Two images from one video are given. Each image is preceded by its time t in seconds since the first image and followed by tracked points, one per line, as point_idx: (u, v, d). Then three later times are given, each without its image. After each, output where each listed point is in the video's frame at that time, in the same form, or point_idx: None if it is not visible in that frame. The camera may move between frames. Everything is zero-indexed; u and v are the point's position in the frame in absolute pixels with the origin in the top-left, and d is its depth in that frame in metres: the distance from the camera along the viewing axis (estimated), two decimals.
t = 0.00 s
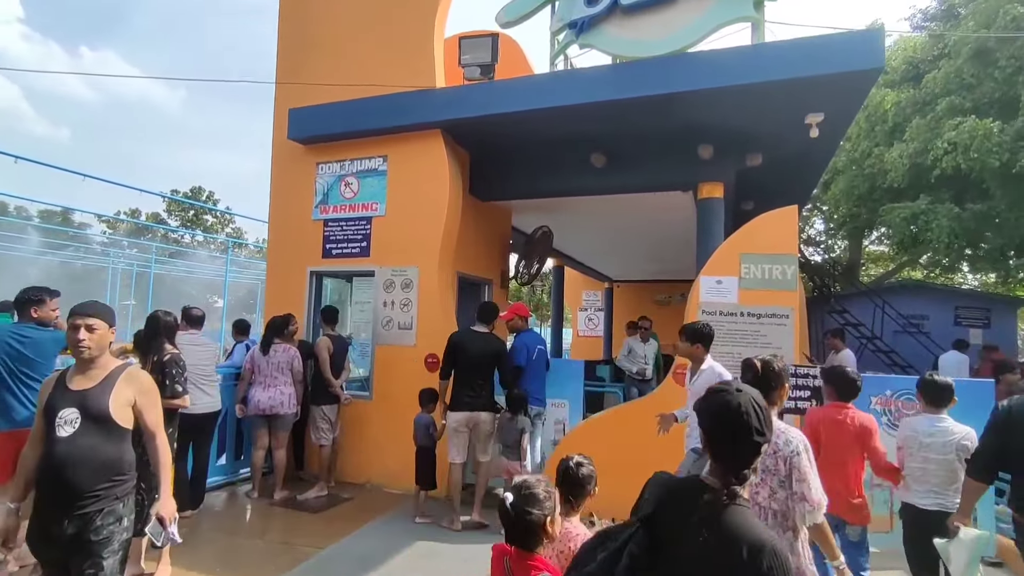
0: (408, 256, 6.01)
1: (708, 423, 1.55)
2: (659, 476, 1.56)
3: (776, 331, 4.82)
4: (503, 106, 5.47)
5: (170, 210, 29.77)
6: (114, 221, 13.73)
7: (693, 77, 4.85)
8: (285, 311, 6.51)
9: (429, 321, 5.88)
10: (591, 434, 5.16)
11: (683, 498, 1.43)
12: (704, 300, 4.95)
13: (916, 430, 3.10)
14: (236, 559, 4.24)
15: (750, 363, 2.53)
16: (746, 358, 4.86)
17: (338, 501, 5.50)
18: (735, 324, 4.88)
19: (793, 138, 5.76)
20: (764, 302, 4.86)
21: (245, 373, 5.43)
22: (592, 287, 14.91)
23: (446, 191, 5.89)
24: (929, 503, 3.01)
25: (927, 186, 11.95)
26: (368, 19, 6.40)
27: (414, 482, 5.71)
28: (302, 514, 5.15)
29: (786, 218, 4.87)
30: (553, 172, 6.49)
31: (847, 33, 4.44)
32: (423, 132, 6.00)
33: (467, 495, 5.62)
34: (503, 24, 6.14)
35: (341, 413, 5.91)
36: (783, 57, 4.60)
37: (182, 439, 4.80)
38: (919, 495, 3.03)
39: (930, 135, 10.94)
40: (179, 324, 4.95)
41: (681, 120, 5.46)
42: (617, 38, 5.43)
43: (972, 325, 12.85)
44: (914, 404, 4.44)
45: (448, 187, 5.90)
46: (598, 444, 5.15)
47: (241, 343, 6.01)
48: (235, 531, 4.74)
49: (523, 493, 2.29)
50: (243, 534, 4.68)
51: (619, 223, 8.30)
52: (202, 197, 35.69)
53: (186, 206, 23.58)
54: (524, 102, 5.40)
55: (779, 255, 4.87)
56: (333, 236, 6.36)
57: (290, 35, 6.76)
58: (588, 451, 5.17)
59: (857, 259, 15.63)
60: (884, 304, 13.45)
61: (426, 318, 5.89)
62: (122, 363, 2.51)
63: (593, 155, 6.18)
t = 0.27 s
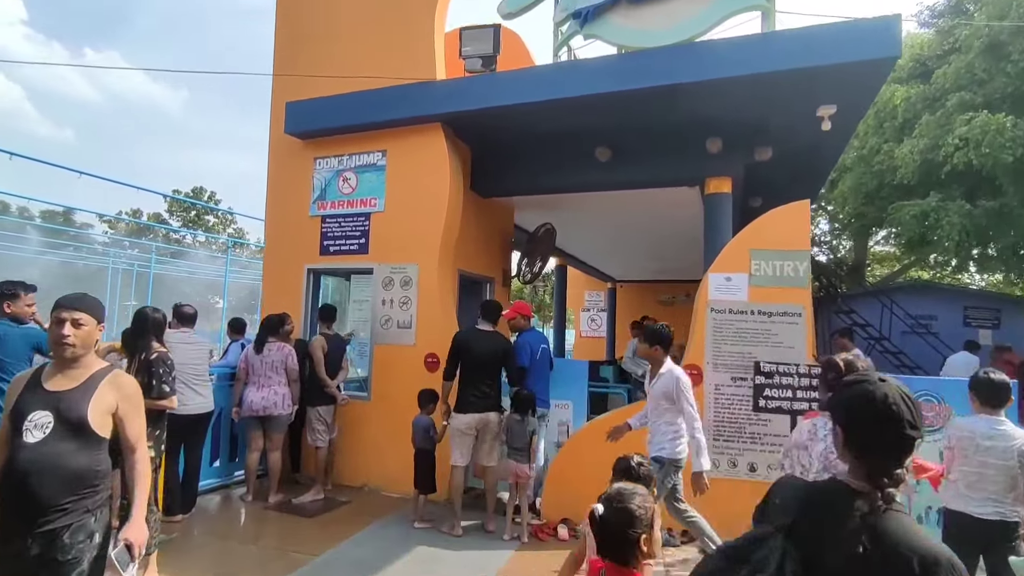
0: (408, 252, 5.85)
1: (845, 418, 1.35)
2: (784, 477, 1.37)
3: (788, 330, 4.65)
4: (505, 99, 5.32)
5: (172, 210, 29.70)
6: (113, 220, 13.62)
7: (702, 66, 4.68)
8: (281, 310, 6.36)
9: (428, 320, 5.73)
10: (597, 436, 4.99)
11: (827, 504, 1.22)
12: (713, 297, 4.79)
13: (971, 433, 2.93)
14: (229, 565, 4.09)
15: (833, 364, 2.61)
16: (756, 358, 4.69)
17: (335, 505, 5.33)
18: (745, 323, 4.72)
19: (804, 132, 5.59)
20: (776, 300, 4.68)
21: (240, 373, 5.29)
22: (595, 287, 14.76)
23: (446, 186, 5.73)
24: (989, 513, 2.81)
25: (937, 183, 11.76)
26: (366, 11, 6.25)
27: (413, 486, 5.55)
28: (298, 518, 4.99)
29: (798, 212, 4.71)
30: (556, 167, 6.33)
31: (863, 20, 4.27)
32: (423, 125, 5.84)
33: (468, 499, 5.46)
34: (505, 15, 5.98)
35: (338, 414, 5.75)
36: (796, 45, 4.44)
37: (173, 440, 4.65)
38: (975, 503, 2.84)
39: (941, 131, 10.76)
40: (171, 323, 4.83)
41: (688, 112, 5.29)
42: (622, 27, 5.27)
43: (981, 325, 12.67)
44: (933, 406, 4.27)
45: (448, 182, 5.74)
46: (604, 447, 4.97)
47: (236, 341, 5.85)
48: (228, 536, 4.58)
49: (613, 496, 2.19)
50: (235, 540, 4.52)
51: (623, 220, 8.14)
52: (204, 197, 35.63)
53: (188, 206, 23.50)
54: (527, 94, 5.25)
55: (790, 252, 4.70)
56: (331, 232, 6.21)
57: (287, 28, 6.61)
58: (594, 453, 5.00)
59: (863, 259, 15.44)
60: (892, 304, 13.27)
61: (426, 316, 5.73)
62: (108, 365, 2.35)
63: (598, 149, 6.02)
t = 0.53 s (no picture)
0: (411, 254, 5.66)
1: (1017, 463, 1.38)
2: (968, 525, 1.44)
3: (809, 335, 4.43)
4: (513, 94, 5.12)
5: (178, 212, 29.73)
6: (117, 222, 13.52)
7: (719, 59, 4.47)
8: (282, 312, 6.19)
9: (432, 323, 5.53)
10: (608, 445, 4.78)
11: None
12: (730, 301, 4.58)
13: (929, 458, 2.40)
14: None
15: (951, 378, 2.26)
16: (776, 364, 4.46)
17: (335, 516, 5.14)
18: (764, 328, 4.50)
19: (823, 128, 5.38)
20: (797, 304, 4.46)
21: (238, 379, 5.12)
22: (602, 290, 14.55)
23: (451, 185, 5.54)
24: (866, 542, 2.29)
25: (957, 183, 11.47)
26: (370, 5, 6.08)
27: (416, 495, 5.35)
28: (297, 530, 4.80)
29: (820, 212, 4.49)
30: (565, 165, 6.13)
31: (891, 9, 4.05)
32: (427, 122, 5.66)
33: (473, 509, 5.26)
34: (512, 8, 5.80)
35: (339, 420, 5.56)
36: (819, 36, 4.22)
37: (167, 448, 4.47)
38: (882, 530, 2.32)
39: (962, 129, 10.50)
40: (166, 326, 4.67)
41: (704, 108, 5.09)
42: (634, 20, 5.08)
43: (998, 329, 12.40)
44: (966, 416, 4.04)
45: (453, 181, 5.55)
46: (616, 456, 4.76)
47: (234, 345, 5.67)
48: (223, 548, 4.39)
49: (735, 525, 2.06)
50: (231, 552, 4.34)
51: (632, 221, 7.93)
52: (210, 199, 35.66)
53: (193, 207, 23.46)
54: (536, 89, 5.05)
55: (811, 253, 4.48)
56: (333, 233, 6.03)
57: (289, 24, 6.45)
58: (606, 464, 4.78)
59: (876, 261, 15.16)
60: (906, 308, 13.00)
61: (430, 319, 5.54)
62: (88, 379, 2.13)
63: (609, 147, 5.81)
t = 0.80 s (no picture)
0: (414, 254, 5.49)
1: None
2: None
3: (830, 339, 4.21)
4: (519, 88, 4.95)
5: (185, 215, 29.78)
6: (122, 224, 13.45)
7: (735, 49, 4.27)
8: (282, 315, 6.03)
9: (436, 326, 5.36)
10: (619, 454, 4.57)
11: None
12: (746, 303, 4.38)
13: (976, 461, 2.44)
14: None
15: None
16: (795, 369, 4.25)
17: (335, 525, 4.97)
18: (783, 331, 4.29)
19: (843, 123, 5.17)
20: (818, 306, 4.24)
21: (236, 383, 4.98)
22: (610, 292, 14.33)
23: (455, 183, 5.37)
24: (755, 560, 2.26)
25: (978, 181, 11.18)
26: None
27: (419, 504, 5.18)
28: (295, 540, 4.63)
29: (841, 209, 4.27)
30: (573, 163, 5.95)
31: None
32: (431, 119, 5.49)
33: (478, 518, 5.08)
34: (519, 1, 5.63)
35: (340, 426, 5.39)
36: (841, 25, 4.02)
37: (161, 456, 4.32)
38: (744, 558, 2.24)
39: (986, 124, 10.22)
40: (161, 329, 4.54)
41: (718, 102, 4.89)
42: (646, 11, 4.90)
43: (1018, 332, 12.09)
44: (999, 425, 3.82)
45: (457, 179, 5.37)
46: (627, 465, 4.55)
47: (233, 348, 5.53)
48: (218, 560, 4.23)
49: None
50: (226, 564, 4.18)
51: (642, 221, 7.74)
52: (217, 202, 35.72)
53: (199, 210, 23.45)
54: (543, 83, 4.87)
55: (832, 252, 4.27)
56: (334, 233, 5.87)
57: (290, 19, 6.31)
58: (616, 473, 4.58)
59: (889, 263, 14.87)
60: (923, 310, 12.70)
61: (434, 322, 5.36)
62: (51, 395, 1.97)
63: (618, 143, 5.63)
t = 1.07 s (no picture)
0: (415, 251, 5.34)
1: None
2: None
3: (849, 337, 4.00)
4: (522, 79, 4.78)
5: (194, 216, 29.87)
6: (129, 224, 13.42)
7: (748, 34, 4.07)
8: (281, 314, 5.90)
9: (437, 325, 5.20)
10: (626, 457, 4.39)
11: None
12: (760, 300, 4.17)
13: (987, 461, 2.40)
14: None
15: None
16: (811, 370, 4.05)
17: (334, 530, 4.83)
18: (798, 330, 4.09)
19: (860, 111, 4.96)
20: (836, 303, 4.04)
21: (232, 384, 4.86)
22: (619, 292, 14.11)
23: (457, 178, 5.21)
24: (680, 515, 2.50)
25: (999, 176, 10.86)
26: None
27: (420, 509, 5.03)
28: (291, 546, 4.49)
29: (860, 201, 4.06)
30: (579, 157, 5.77)
31: None
32: (432, 112, 5.34)
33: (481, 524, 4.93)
34: None
35: (339, 428, 5.25)
36: (860, 7, 3.81)
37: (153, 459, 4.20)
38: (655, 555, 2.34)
39: (1008, 116, 9.91)
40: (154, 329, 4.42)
41: (729, 91, 4.69)
42: None
43: None
44: None
45: (459, 173, 5.21)
46: (634, 469, 4.36)
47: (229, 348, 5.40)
48: (211, 566, 4.10)
49: None
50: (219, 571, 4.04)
51: (651, 218, 7.54)
52: (226, 203, 35.85)
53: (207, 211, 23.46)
54: (547, 74, 4.70)
55: (851, 247, 4.05)
56: (334, 230, 5.73)
57: (290, 13, 6.18)
58: (624, 477, 4.39)
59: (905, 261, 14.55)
60: (940, 310, 12.38)
61: (435, 321, 5.20)
62: None
63: (625, 136, 5.44)
